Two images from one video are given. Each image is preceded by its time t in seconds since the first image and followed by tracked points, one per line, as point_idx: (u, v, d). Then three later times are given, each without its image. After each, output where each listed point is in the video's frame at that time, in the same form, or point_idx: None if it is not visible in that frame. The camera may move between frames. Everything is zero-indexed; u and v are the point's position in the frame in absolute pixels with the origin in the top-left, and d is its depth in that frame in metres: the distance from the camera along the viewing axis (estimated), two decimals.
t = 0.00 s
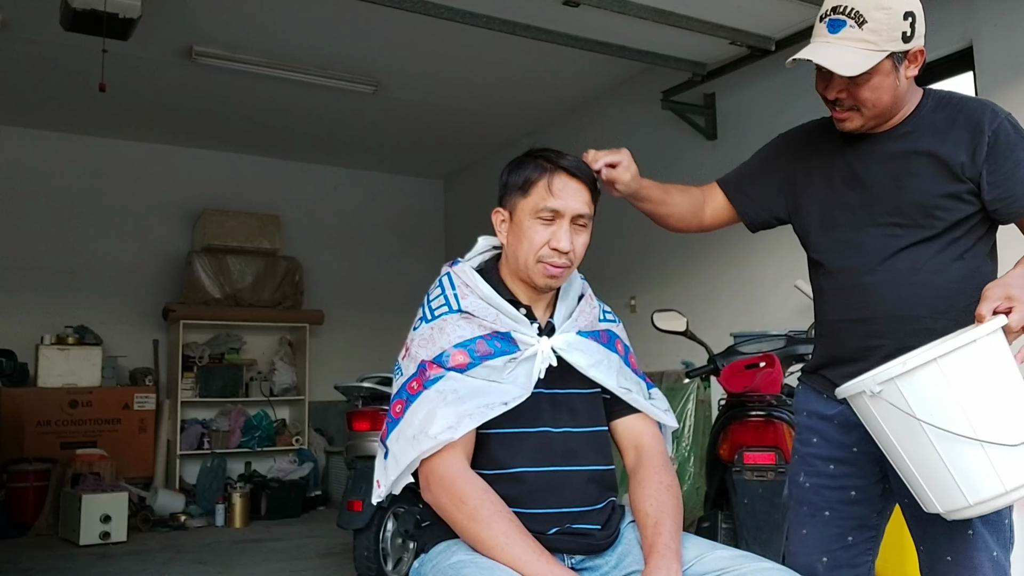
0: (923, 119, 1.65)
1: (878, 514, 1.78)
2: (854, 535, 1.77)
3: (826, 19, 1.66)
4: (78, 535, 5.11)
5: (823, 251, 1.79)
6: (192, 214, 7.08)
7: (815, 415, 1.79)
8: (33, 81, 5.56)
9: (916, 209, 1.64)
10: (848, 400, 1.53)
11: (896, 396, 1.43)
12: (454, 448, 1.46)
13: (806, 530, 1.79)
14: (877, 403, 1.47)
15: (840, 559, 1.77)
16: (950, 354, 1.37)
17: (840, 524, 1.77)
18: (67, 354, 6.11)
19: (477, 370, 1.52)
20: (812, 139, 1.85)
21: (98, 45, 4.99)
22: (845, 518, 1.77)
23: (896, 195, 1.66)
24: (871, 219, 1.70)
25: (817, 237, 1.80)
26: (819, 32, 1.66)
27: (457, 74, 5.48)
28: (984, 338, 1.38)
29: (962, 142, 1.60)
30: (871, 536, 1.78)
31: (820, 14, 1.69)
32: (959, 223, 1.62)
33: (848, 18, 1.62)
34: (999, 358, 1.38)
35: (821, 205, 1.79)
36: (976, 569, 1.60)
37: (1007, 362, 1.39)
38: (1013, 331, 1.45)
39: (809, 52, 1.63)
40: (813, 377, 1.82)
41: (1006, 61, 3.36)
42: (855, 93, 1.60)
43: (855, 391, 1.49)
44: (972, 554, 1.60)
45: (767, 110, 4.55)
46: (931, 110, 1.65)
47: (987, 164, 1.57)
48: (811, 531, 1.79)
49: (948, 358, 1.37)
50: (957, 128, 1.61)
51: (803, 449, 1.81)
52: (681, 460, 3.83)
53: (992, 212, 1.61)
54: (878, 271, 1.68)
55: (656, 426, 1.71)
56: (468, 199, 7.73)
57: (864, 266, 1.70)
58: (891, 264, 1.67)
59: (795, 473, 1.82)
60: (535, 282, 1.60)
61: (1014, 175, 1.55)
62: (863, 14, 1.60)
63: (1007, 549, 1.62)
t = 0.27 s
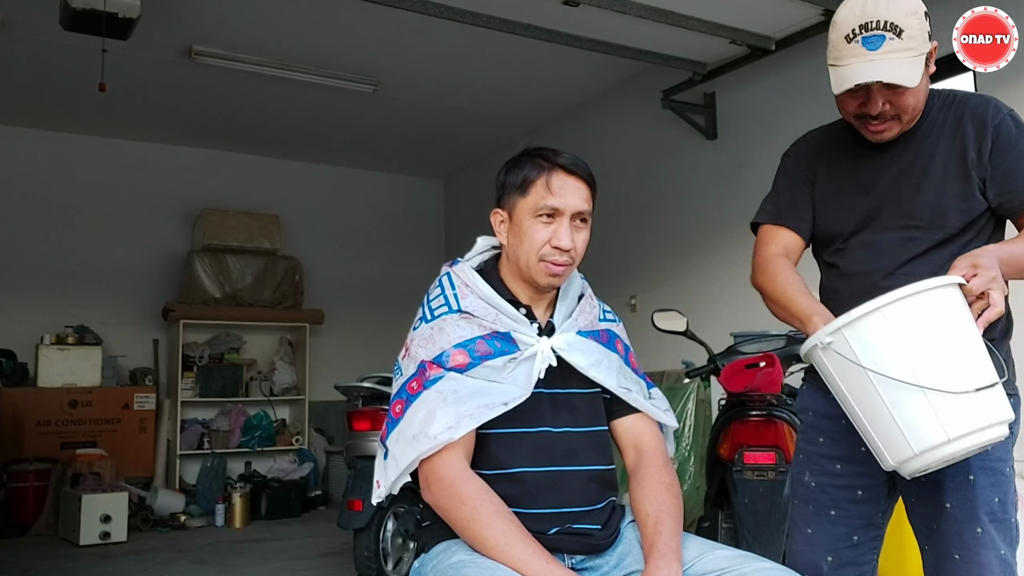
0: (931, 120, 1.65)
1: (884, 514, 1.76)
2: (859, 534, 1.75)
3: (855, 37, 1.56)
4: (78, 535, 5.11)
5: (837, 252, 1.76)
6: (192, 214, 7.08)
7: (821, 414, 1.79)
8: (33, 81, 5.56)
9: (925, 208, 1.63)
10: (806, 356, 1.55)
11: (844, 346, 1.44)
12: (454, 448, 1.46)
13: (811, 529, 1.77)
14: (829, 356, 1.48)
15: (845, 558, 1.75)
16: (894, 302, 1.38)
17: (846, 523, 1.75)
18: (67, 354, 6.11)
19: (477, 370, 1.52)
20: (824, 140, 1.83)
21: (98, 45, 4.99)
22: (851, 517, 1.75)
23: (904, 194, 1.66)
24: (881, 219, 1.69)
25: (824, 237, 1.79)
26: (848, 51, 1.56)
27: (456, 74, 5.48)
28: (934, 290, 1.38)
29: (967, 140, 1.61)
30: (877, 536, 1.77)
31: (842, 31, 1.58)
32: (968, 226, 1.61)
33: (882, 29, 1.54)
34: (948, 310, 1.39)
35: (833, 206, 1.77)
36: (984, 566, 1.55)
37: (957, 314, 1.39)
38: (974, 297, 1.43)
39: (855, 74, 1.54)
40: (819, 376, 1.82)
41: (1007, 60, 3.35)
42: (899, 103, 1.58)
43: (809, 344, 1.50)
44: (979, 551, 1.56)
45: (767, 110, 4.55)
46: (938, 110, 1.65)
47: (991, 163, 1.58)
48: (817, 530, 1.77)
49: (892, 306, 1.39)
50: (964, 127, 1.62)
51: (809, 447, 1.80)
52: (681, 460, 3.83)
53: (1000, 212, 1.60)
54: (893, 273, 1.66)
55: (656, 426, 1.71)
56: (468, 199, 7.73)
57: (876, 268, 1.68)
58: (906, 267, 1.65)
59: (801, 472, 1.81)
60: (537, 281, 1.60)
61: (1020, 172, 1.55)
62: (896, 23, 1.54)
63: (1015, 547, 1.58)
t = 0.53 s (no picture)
0: (939, 117, 1.65)
1: (885, 514, 1.75)
2: (860, 535, 1.74)
3: (873, 22, 1.57)
4: (78, 535, 5.11)
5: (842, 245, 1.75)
6: (192, 214, 7.08)
7: (822, 413, 1.78)
8: (33, 81, 5.56)
9: (930, 204, 1.62)
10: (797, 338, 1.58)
11: (834, 328, 1.47)
12: (454, 448, 1.46)
13: (812, 529, 1.77)
14: (819, 338, 1.51)
15: (846, 559, 1.74)
16: (884, 286, 1.41)
17: (847, 523, 1.74)
18: (66, 354, 6.11)
19: (477, 370, 1.52)
20: (832, 139, 1.83)
21: (98, 45, 4.99)
22: (853, 518, 1.74)
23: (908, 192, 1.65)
24: (886, 217, 1.68)
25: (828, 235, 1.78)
26: (865, 36, 1.57)
27: (456, 74, 5.48)
28: (925, 276, 1.39)
29: (974, 138, 1.60)
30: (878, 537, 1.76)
31: (862, 17, 1.59)
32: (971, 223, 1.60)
33: (899, 17, 1.55)
34: (937, 297, 1.40)
35: (840, 202, 1.78)
36: (985, 567, 1.55)
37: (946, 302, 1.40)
38: (966, 288, 1.43)
39: (870, 56, 1.54)
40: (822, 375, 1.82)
41: (1007, 60, 3.36)
42: (911, 95, 1.58)
43: (802, 327, 1.53)
44: (980, 552, 1.56)
45: (766, 110, 4.55)
46: (948, 109, 1.65)
47: (996, 161, 1.57)
48: (818, 530, 1.76)
49: (882, 290, 1.41)
50: (971, 125, 1.61)
51: (811, 447, 1.80)
52: (681, 460, 3.83)
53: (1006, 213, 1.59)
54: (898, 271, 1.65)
55: (656, 426, 1.71)
56: (468, 199, 7.73)
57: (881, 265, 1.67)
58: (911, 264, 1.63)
59: (803, 472, 1.81)
60: (537, 281, 1.60)
61: None
62: (913, 13, 1.55)
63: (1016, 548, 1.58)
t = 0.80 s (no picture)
0: (908, 119, 1.68)
1: (861, 513, 1.77)
2: (836, 533, 1.77)
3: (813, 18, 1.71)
4: (78, 535, 5.11)
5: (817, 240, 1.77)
6: (192, 214, 7.08)
7: (798, 412, 1.80)
8: (33, 81, 5.55)
9: (901, 200, 1.64)
10: (794, 324, 1.54)
11: (840, 320, 1.44)
12: (454, 448, 1.46)
13: (788, 529, 1.78)
14: (820, 328, 1.48)
15: (822, 558, 1.76)
16: (895, 281, 1.39)
17: (823, 522, 1.76)
18: (66, 354, 6.11)
19: (477, 370, 1.52)
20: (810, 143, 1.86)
21: (98, 46, 4.99)
22: (829, 516, 1.76)
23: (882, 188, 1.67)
24: (859, 215, 1.70)
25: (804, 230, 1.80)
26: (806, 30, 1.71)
27: (456, 74, 5.48)
28: (929, 275, 1.39)
29: (944, 137, 1.62)
30: (853, 535, 1.78)
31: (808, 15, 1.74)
32: (940, 220, 1.61)
33: (830, 11, 1.67)
34: (939, 296, 1.40)
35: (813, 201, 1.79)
36: (957, 563, 1.55)
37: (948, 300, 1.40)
38: (961, 285, 1.43)
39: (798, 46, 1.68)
40: (795, 374, 1.84)
41: (1007, 61, 3.37)
42: (841, 85, 1.64)
43: (801, 315, 1.50)
44: (953, 548, 1.56)
45: (765, 110, 4.56)
46: (916, 112, 1.68)
47: (966, 159, 1.58)
48: (794, 530, 1.78)
49: (892, 285, 1.39)
50: (941, 125, 1.63)
51: (786, 446, 1.82)
52: (681, 460, 3.83)
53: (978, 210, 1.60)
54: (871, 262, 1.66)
55: (656, 426, 1.71)
56: (467, 199, 7.74)
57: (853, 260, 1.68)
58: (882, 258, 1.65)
59: (778, 472, 1.83)
60: (537, 282, 1.60)
61: (994, 169, 1.54)
62: (846, 7, 1.65)
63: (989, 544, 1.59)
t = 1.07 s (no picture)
0: (807, 133, 1.91)
1: (802, 496, 1.93)
2: (782, 518, 1.91)
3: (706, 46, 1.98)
4: (78, 535, 5.11)
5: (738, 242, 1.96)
6: (192, 214, 7.09)
7: (736, 408, 1.94)
8: (33, 81, 5.55)
9: (812, 203, 1.86)
10: (816, 326, 1.56)
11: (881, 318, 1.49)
12: (454, 447, 1.46)
13: (737, 522, 1.92)
14: (856, 329, 1.52)
15: (771, 544, 1.90)
16: (930, 282, 1.48)
17: (769, 510, 1.90)
18: (67, 354, 6.10)
19: (477, 370, 1.52)
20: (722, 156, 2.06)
21: (98, 46, 4.99)
22: (774, 504, 1.90)
23: (799, 193, 1.87)
24: (779, 218, 1.90)
25: (727, 231, 1.98)
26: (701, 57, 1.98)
27: (456, 74, 5.48)
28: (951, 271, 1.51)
29: (842, 149, 1.86)
30: (797, 518, 1.93)
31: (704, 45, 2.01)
32: (843, 220, 1.85)
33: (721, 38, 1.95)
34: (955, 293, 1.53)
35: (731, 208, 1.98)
36: (898, 537, 1.75)
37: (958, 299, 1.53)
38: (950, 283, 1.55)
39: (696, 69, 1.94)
40: (730, 373, 1.97)
41: (1007, 60, 3.36)
42: (734, 102, 1.89)
43: (831, 317, 1.53)
44: (895, 524, 1.75)
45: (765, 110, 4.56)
46: (811, 128, 1.92)
47: (864, 167, 1.82)
48: (741, 522, 1.91)
49: (928, 286, 1.48)
50: (837, 138, 1.87)
51: (726, 442, 1.94)
52: (681, 460, 3.82)
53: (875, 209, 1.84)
54: (792, 259, 1.86)
55: (656, 426, 1.71)
56: (467, 199, 7.74)
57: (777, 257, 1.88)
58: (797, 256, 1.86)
59: (721, 468, 1.95)
60: (535, 283, 1.60)
61: (888, 176, 1.79)
62: (733, 34, 1.93)
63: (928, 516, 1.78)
